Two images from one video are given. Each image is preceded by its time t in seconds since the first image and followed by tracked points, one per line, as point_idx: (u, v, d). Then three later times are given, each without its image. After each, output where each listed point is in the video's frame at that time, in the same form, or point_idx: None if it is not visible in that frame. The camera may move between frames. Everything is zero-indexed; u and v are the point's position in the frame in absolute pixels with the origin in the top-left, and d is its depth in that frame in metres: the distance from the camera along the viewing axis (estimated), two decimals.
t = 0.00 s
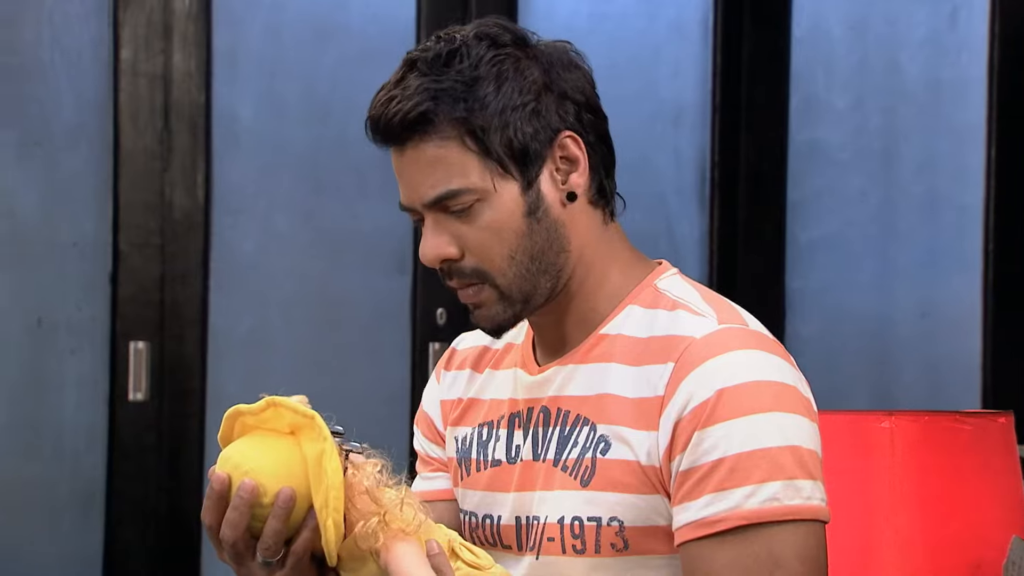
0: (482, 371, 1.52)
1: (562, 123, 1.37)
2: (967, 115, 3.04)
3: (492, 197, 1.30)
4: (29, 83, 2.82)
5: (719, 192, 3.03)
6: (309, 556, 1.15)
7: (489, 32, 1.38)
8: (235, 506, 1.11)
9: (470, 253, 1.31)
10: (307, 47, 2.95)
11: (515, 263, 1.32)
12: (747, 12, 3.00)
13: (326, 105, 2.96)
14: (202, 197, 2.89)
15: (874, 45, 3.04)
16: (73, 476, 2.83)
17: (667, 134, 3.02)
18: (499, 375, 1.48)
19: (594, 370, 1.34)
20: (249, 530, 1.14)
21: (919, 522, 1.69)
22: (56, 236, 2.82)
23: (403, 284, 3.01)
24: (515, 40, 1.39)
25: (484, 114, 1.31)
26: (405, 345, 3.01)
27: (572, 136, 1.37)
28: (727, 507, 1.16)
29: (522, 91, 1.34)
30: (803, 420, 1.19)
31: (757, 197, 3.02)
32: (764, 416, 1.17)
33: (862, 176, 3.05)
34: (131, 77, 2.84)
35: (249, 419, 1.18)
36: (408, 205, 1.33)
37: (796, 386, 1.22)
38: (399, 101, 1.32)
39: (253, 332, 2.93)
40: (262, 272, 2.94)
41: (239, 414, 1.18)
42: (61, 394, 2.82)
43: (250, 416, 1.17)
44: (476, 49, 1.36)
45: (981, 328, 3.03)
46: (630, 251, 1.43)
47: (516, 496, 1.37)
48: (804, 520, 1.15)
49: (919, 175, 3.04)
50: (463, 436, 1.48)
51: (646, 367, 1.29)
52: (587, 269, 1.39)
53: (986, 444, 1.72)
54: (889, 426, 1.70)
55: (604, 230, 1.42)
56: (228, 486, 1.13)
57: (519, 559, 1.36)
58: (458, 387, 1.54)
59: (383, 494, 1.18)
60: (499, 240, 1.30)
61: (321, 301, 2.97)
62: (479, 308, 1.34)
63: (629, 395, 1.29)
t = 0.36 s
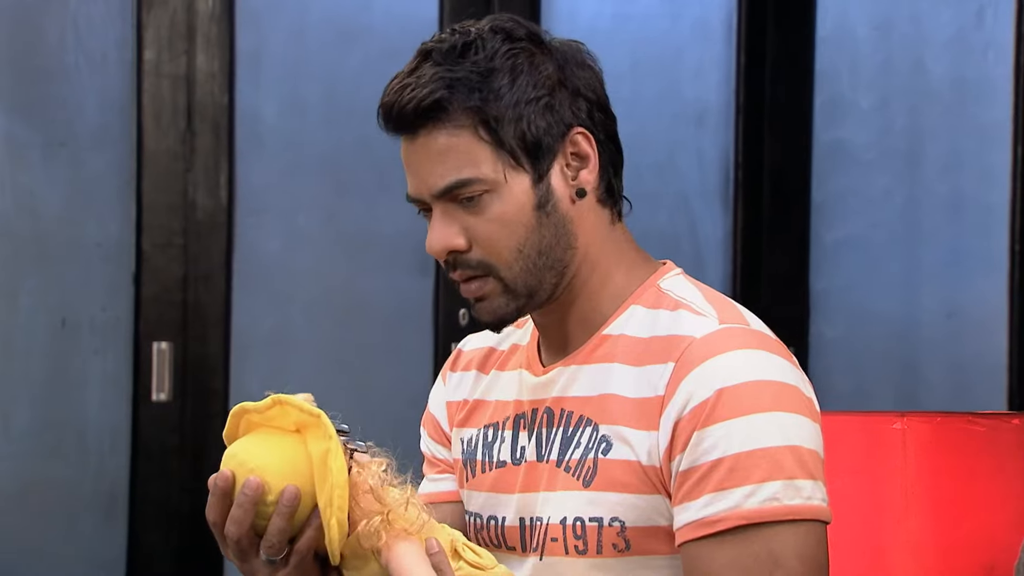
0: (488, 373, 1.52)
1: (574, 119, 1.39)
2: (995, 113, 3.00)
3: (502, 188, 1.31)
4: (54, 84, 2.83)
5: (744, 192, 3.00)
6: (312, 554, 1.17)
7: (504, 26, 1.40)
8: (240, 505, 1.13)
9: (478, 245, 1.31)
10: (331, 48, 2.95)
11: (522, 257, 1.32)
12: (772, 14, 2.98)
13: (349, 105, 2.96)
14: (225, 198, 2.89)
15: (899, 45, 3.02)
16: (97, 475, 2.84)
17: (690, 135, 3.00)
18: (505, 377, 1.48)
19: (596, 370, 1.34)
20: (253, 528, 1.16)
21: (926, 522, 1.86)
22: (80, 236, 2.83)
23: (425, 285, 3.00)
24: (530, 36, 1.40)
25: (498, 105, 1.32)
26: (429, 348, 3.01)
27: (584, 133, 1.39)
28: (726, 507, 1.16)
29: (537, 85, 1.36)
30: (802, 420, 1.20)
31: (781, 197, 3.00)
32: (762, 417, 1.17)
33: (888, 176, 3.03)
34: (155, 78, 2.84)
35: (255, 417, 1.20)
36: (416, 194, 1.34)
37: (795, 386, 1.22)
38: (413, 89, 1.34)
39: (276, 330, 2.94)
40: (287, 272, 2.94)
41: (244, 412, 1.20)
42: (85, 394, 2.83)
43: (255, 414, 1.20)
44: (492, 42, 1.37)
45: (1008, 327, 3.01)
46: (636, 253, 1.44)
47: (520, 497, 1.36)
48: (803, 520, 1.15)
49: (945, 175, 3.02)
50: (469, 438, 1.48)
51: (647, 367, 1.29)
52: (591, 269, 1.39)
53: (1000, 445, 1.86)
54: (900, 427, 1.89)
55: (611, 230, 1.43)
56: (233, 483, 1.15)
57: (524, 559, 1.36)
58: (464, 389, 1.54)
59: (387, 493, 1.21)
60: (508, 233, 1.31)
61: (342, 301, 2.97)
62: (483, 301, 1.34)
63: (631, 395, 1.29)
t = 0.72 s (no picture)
0: (498, 370, 1.58)
1: (604, 117, 1.44)
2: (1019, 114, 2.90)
3: (530, 181, 1.35)
4: (73, 85, 2.83)
5: (763, 192, 3.02)
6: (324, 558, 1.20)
7: (540, 21, 1.45)
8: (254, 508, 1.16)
9: (501, 237, 1.36)
10: (350, 48, 2.95)
11: (545, 251, 1.37)
12: (792, 11, 2.99)
13: (367, 103, 2.95)
14: (244, 199, 2.90)
15: (920, 44, 2.97)
16: (117, 475, 2.85)
17: (710, 135, 3.02)
18: (516, 373, 1.54)
19: (611, 371, 1.39)
20: (267, 532, 1.19)
21: (937, 522, 1.88)
22: (100, 236, 2.83)
23: (443, 286, 3.00)
24: (564, 31, 1.45)
25: (532, 98, 1.37)
26: (448, 348, 3.01)
27: (613, 131, 1.44)
28: (741, 512, 1.19)
29: (571, 81, 1.41)
30: (817, 426, 1.23)
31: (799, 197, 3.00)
32: (776, 422, 1.21)
33: (909, 176, 2.97)
34: (174, 79, 2.86)
35: (266, 420, 1.23)
36: (442, 182, 1.38)
37: (810, 392, 1.26)
38: (448, 76, 1.38)
39: (291, 336, 2.93)
40: (299, 273, 2.94)
41: (255, 415, 1.23)
42: (105, 394, 2.84)
43: (266, 417, 1.23)
44: (528, 34, 1.42)
45: None
46: (655, 253, 1.50)
47: (527, 495, 1.42)
48: (816, 526, 1.18)
49: (967, 176, 2.93)
50: (478, 434, 1.54)
51: (662, 369, 1.34)
52: (612, 268, 1.44)
53: (1012, 445, 1.85)
54: (910, 428, 1.91)
55: (632, 231, 1.49)
56: (245, 487, 1.18)
57: (532, 557, 1.41)
58: (475, 385, 1.60)
59: (399, 494, 1.23)
60: (533, 226, 1.36)
61: (362, 301, 2.97)
62: (502, 294, 1.39)
63: (644, 395, 1.34)
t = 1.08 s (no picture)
0: (500, 367, 1.59)
1: (629, 116, 1.46)
2: None
3: (560, 175, 1.36)
4: (88, 86, 2.83)
5: (778, 193, 3.04)
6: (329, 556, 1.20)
7: (569, 17, 1.46)
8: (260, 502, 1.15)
9: (528, 231, 1.35)
10: (363, 49, 2.95)
11: (570, 247, 1.37)
12: (807, 12, 3.01)
13: (382, 102, 2.95)
14: (258, 201, 2.91)
15: (936, 45, 2.91)
16: (132, 475, 2.86)
17: (725, 137, 3.04)
18: (518, 369, 1.54)
19: (615, 368, 1.39)
20: (273, 527, 1.18)
21: (942, 524, 1.82)
22: (114, 238, 2.84)
23: (458, 286, 2.99)
24: (590, 28, 1.47)
25: (566, 92, 1.38)
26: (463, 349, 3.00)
27: (638, 130, 1.46)
28: (743, 511, 1.19)
29: (600, 78, 1.43)
30: (821, 426, 1.22)
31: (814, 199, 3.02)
32: (779, 420, 1.20)
33: (925, 177, 2.93)
34: (188, 81, 2.86)
35: (274, 412, 1.21)
36: (469, 173, 1.38)
37: (813, 392, 1.25)
38: (482, 66, 1.38)
39: (304, 337, 2.94)
40: (314, 275, 2.94)
41: (263, 406, 1.21)
42: (119, 395, 2.84)
43: (274, 410, 1.21)
44: (558, 29, 1.43)
45: None
46: (663, 255, 1.50)
47: (525, 491, 1.42)
48: (819, 526, 1.18)
49: (984, 177, 2.87)
50: (477, 432, 1.54)
51: (667, 367, 1.34)
52: (626, 267, 1.44)
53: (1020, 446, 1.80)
54: (915, 429, 1.87)
55: (647, 231, 1.50)
56: (252, 481, 1.17)
57: (532, 554, 1.41)
58: (476, 384, 1.61)
59: (405, 492, 1.22)
60: (561, 221, 1.36)
61: (379, 302, 2.97)
62: (523, 289, 1.37)
63: (649, 393, 1.34)
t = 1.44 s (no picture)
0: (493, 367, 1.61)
1: (623, 116, 1.48)
2: None
3: (552, 174, 1.38)
4: (97, 88, 2.83)
5: (788, 194, 2.95)
6: (315, 565, 1.24)
7: (562, 17, 1.48)
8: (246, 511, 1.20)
9: (520, 230, 1.38)
10: (371, 53, 2.95)
11: (562, 246, 1.40)
12: (815, 20, 2.92)
13: (390, 105, 2.96)
14: (266, 203, 2.90)
15: (945, 47, 2.97)
16: (139, 478, 2.86)
17: (733, 139, 2.95)
18: (510, 370, 1.56)
19: (606, 368, 1.41)
20: (258, 536, 1.23)
21: (942, 526, 1.93)
22: (123, 240, 2.84)
23: (467, 289, 3.01)
24: (584, 28, 1.49)
25: (558, 92, 1.40)
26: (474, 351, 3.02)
27: (630, 131, 1.49)
28: (728, 509, 1.20)
29: (593, 79, 1.45)
30: (808, 426, 1.24)
31: (824, 200, 2.93)
32: (765, 418, 1.22)
33: (935, 178, 2.97)
34: (197, 83, 2.85)
35: (253, 423, 1.26)
36: (461, 173, 1.40)
37: (802, 392, 1.26)
38: (474, 66, 1.41)
39: (317, 336, 2.94)
40: (327, 278, 2.94)
41: (242, 417, 1.26)
42: (128, 399, 2.84)
43: (253, 420, 1.25)
44: (552, 29, 1.46)
45: None
46: (657, 255, 1.53)
47: (514, 490, 1.45)
48: (806, 525, 1.18)
49: (993, 179, 2.98)
50: (469, 432, 1.56)
51: (655, 366, 1.36)
52: (619, 267, 1.47)
53: (1018, 450, 1.91)
54: (915, 432, 1.96)
55: (641, 231, 1.52)
56: (236, 494, 1.21)
57: (523, 553, 1.43)
58: (467, 386, 1.63)
59: (387, 496, 1.26)
60: (553, 221, 1.39)
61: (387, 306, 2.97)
62: (516, 288, 1.41)
63: (638, 392, 1.36)
